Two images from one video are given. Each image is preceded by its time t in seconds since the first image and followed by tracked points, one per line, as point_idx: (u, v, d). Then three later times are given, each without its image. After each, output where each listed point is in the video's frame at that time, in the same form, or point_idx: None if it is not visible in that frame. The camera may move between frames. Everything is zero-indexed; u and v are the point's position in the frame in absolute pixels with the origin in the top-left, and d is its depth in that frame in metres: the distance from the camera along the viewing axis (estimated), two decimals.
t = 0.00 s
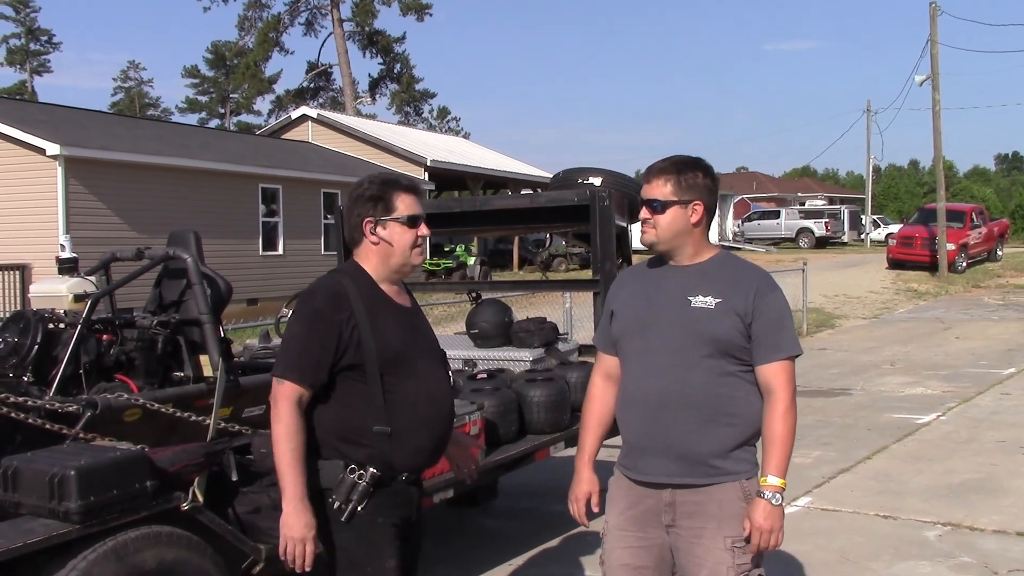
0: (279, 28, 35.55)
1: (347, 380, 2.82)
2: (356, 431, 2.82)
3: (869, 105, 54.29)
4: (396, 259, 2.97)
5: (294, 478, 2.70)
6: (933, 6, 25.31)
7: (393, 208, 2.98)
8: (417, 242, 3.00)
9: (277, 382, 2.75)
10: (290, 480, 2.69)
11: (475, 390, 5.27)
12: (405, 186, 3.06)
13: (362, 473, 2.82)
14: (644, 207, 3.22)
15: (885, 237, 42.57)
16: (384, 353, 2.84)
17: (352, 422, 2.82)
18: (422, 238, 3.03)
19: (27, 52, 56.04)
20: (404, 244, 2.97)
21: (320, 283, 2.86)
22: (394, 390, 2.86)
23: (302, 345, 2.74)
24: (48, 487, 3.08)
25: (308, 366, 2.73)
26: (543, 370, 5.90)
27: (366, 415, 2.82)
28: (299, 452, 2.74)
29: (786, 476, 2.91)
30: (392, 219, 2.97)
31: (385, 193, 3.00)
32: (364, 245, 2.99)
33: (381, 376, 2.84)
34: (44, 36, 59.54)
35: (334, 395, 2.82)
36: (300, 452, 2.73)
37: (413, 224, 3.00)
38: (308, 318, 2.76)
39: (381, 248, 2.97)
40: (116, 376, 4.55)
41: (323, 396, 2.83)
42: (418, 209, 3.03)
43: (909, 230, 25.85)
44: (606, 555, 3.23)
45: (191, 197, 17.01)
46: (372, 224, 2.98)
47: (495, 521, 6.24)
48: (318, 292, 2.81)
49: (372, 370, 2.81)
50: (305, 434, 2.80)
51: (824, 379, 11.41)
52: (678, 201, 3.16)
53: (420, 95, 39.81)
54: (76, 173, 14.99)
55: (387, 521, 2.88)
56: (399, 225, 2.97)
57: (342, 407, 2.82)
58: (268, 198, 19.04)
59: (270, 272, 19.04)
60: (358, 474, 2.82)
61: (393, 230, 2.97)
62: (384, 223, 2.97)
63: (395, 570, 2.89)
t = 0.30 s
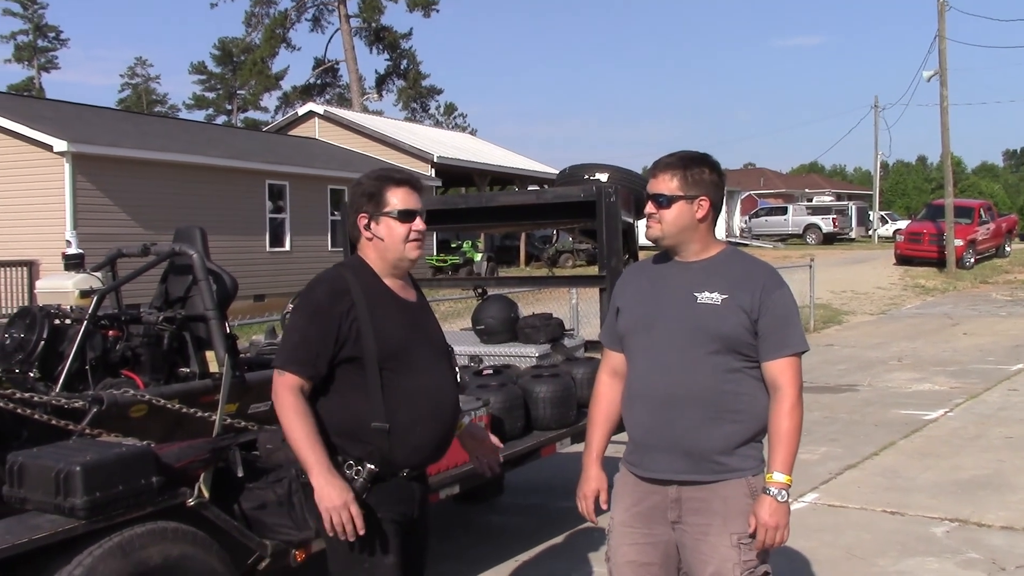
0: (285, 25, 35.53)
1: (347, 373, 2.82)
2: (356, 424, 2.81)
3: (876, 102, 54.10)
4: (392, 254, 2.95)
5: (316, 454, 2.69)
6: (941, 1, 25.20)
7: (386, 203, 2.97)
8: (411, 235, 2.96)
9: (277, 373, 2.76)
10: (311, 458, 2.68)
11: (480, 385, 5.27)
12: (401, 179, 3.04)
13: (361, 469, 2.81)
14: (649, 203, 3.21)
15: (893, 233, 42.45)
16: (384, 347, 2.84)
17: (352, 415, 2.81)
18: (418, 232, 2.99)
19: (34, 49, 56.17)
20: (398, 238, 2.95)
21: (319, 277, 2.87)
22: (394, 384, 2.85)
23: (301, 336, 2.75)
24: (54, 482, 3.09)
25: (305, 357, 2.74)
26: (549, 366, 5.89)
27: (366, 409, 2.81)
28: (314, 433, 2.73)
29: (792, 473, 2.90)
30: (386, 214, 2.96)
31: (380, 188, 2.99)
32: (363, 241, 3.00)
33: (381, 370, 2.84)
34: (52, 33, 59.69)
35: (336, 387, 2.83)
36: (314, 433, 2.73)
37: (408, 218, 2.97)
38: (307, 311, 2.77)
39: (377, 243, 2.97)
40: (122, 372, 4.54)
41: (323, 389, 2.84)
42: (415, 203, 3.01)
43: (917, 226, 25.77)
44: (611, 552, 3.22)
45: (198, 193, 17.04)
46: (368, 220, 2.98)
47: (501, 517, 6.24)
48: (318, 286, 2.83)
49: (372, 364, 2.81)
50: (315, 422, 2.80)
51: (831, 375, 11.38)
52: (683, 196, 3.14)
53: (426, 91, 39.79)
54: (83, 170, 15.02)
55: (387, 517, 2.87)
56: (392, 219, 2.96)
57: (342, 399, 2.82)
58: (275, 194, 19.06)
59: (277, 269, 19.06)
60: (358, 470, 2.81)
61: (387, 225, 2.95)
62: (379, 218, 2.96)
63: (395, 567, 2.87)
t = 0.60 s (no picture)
0: (294, 17, 35.50)
1: (350, 364, 2.83)
2: (360, 415, 2.81)
3: (886, 93, 53.78)
4: (391, 244, 2.93)
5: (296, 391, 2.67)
6: None
7: (384, 192, 2.95)
8: (409, 224, 2.93)
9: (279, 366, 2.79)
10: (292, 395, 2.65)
11: (489, 376, 5.27)
12: (403, 168, 3.02)
13: (367, 459, 2.81)
14: (659, 193, 3.19)
15: (903, 224, 42.26)
16: (388, 339, 2.83)
17: (355, 406, 2.80)
18: (417, 221, 2.96)
19: (44, 42, 56.29)
20: (396, 227, 2.93)
21: (324, 269, 2.89)
22: (399, 375, 2.84)
23: (301, 327, 2.77)
24: (64, 473, 3.10)
25: (303, 346, 2.75)
26: (558, 357, 5.89)
27: (370, 399, 2.81)
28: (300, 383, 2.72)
29: (802, 464, 2.89)
30: (383, 205, 2.94)
31: (379, 179, 2.98)
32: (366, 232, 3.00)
33: (386, 361, 2.83)
34: (62, 26, 59.80)
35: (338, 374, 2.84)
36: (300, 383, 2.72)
37: (405, 208, 2.94)
38: (308, 302, 2.79)
39: (378, 235, 2.96)
40: (131, 363, 4.53)
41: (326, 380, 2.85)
42: (415, 192, 2.98)
43: (928, 217, 25.65)
44: (620, 542, 3.21)
45: (207, 186, 17.06)
46: (368, 211, 2.98)
47: (509, 508, 6.24)
48: (320, 278, 2.84)
49: (376, 355, 2.81)
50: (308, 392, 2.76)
51: (841, 366, 11.35)
52: (693, 186, 3.13)
53: (435, 83, 39.74)
54: (93, 162, 15.05)
55: (393, 508, 2.86)
56: (389, 209, 2.94)
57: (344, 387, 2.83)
58: (285, 186, 19.07)
59: (286, 261, 19.09)
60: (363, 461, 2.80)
61: (385, 215, 2.94)
62: (377, 209, 2.95)
63: (402, 557, 2.86)
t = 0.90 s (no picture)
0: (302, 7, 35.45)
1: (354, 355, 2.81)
2: (367, 406, 2.81)
3: (895, 82, 53.51)
4: (397, 235, 2.93)
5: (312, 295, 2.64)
6: None
7: (390, 183, 2.94)
8: (417, 215, 2.92)
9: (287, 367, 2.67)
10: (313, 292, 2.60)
11: (498, 367, 5.27)
12: (408, 159, 3.00)
13: (374, 450, 2.81)
14: (669, 182, 3.18)
15: (912, 214, 42.08)
16: (395, 331, 2.83)
17: (361, 397, 2.80)
18: (424, 212, 2.95)
19: (53, 33, 56.36)
20: (403, 218, 2.92)
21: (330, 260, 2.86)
22: (406, 366, 2.84)
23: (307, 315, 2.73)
24: (73, 464, 3.11)
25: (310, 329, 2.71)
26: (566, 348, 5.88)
27: (375, 391, 2.80)
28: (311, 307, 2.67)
29: (811, 455, 2.88)
30: (390, 196, 2.93)
31: (385, 170, 2.96)
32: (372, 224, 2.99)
33: (392, 353, 2.83)
34: (69, 17, 59.84)
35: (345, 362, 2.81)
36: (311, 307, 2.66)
37: (412, 198, 2.93)
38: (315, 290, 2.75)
39: (385, 226, 2.95)
40: (140, 354, 4.52)
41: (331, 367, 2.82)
42: (421, 183, 2.96)
43: (937, 206, 25.54)
44: (630, 532, 3.21)
45: (215, 177, 17.07)
46: (374, 203, 2.96)
47: (517, 498, 6.25)
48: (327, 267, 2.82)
49: (383, 347, 2.80)
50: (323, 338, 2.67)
51: (850, 356, 11.31)
52: (703, 176, 3.11)
53: (442, 73, 39.67)
54: (102, 154, 15.07)
55: (400, 499, 2.86)
56: (396, 200, 2.93)
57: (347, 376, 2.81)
58: (292, 177, 19.08)
59: (294, 252, 19.11)
60: (370, 451, 2.81)
61: (393, 206, 2.93)
62: (384, 200, 2.94)
63: (410, 547, 2.85)
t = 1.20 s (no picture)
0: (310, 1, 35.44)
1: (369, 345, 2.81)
2: (379, 398, 2.81)
3: (905, 74, 53.26)
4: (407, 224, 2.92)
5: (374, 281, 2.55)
6: None
7: (397, 173, 2.92)
8: (426, 203, 2.93)
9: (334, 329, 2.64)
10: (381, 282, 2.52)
11: (507, 360, 5.26)
12: (409, 148, 2.99)
13: (384, 442, 2.81)
14: (679, 175, 3.16)
15: (922, 206, 41.90)
16: (406, 323, 2.83)
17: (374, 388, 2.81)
18: (433, 200, 2.95)
19: (62, 27, 56.52)
20: (414, 207, 2.92)
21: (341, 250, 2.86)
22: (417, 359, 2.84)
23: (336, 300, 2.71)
24: (84, 457, 3.11)
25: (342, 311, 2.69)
26: (576, 341, 5.87)
27: (388, 382, 2.81)
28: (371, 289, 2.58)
29: (823, 447, 2.87)
30: (398, 186, 2.92)
31: (389, 160, 2.94)
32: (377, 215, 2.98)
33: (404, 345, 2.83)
34: (78, 12, 59.92)
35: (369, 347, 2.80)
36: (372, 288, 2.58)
37: (420, 187, 2.92)
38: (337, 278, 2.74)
39: (394, 215, 2.95)
40: (151, 348, 4.53)
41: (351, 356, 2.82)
42: (426, 171, 2.95)
43: (947, 199, 25.42)
44: (642, 525, 3.21)
45: (224, 171, 17.09)
46: (380, 193, 2.95)
47: (526, 491, 6.25)
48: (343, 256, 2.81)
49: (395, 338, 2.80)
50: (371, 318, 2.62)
51: (860, 349, 11.27)
52: (714, 169, 3.10)
53: (451, 66, 39.65)
54: (111, 148, 15.10)
55: (408, 491, 2.86)
56: (404, 189, 2.92)
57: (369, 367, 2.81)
58: (301, 170, 19.08)
59: (303, 245, 19.13)
60: (380, 444, 2.81)
61: (401, 195, 2.92)
62: (392, 190, 2.93)
63: (419, 539, 2.85)
